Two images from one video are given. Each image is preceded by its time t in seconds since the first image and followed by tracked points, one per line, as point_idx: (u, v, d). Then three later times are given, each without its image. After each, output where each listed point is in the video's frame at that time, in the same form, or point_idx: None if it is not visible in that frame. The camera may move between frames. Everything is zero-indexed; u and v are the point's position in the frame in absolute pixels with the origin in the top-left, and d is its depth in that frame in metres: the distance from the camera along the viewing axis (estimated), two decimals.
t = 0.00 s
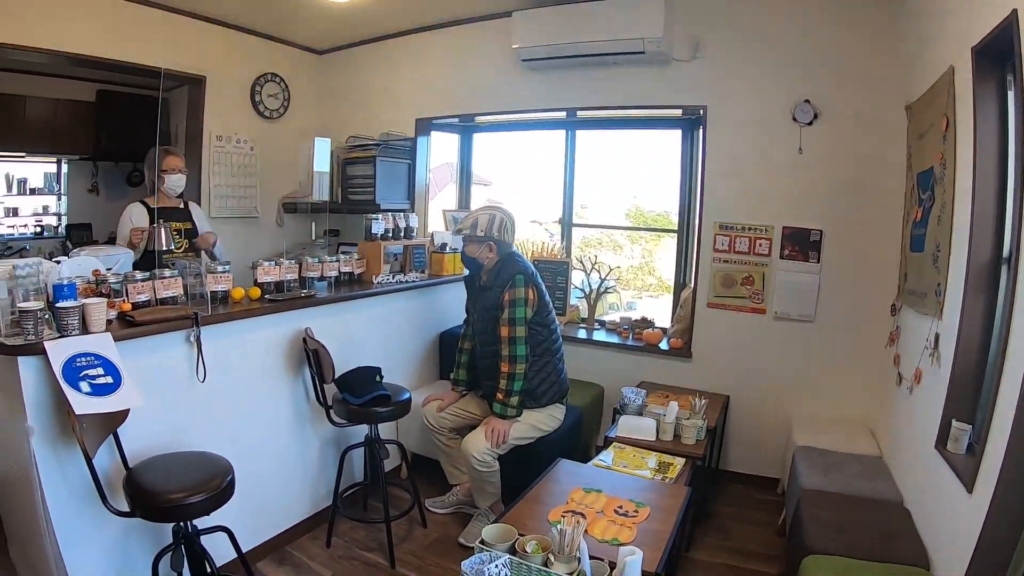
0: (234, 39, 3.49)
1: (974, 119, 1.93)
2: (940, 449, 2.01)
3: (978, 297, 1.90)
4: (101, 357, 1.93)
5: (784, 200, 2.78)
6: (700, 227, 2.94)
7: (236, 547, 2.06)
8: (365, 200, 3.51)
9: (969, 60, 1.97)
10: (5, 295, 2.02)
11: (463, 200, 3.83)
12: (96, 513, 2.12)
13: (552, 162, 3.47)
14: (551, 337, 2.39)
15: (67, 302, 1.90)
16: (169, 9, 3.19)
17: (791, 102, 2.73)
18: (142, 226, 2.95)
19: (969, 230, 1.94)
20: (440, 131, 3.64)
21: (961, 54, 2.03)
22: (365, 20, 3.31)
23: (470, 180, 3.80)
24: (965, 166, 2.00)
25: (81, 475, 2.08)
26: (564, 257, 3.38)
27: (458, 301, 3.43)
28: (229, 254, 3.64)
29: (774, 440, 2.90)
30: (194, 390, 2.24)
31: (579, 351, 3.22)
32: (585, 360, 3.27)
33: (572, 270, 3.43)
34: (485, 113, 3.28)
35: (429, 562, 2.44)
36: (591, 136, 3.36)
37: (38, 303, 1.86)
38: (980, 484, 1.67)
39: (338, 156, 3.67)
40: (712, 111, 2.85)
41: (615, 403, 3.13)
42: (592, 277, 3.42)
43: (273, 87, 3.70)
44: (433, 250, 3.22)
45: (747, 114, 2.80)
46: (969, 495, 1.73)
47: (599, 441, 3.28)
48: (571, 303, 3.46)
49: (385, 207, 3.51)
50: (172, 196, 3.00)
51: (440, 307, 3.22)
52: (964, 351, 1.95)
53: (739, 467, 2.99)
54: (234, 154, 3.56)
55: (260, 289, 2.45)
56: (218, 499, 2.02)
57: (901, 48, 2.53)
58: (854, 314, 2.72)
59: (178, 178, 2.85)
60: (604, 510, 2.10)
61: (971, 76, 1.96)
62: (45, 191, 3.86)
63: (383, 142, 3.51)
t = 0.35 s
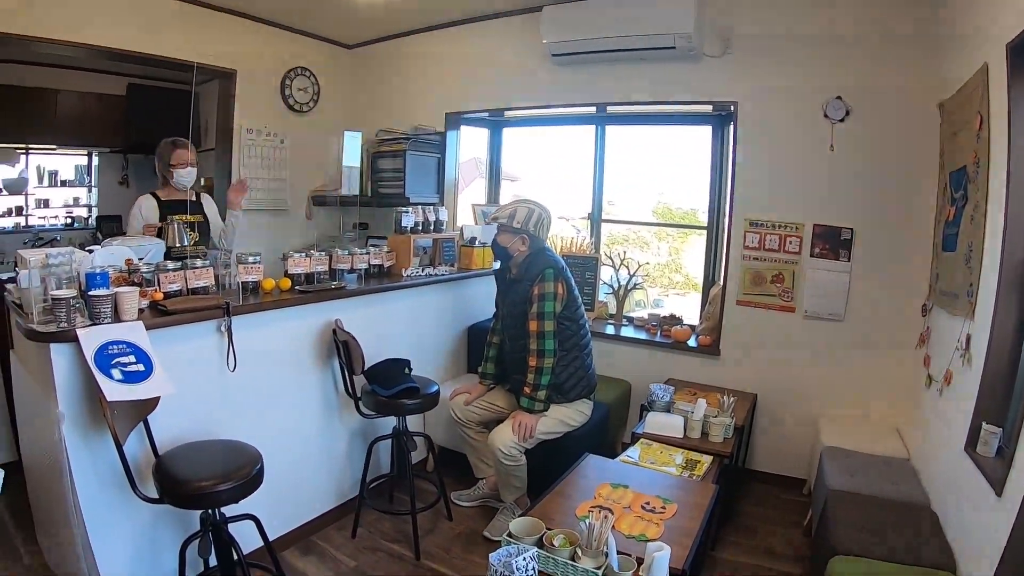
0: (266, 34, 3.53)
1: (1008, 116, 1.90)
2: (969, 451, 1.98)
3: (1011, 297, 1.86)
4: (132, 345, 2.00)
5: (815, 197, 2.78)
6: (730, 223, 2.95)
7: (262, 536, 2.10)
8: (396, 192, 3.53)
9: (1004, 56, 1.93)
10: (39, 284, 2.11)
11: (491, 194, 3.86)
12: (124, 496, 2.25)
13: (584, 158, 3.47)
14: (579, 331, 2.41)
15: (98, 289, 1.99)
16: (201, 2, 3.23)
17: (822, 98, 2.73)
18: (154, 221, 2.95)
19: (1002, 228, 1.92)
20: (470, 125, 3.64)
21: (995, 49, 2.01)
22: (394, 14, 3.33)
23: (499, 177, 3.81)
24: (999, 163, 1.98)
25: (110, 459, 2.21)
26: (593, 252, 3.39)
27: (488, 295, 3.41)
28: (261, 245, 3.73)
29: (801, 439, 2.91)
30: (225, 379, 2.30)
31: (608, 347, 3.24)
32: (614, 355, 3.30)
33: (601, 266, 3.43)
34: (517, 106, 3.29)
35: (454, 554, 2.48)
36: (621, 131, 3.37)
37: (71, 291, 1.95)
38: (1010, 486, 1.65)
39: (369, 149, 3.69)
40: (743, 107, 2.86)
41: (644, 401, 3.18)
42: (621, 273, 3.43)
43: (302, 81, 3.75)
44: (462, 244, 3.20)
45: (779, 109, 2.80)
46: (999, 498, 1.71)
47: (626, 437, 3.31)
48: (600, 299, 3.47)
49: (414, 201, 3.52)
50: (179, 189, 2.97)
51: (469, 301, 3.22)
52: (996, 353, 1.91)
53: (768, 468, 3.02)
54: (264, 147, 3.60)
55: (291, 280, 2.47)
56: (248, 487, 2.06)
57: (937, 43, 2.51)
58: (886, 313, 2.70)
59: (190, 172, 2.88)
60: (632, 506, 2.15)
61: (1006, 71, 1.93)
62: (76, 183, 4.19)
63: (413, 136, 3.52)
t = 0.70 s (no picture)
0: (308, 28, 3.62)
1: None
2: (1007, 456, 1.92)
3: None
4: (170, 332, 2.05)
5: (852, 194, 2.83)
6: (767, 219, 3.00)
7: (296, 524, 2.12)
8: (429, 184, 3.62)
9: None
10: (78, 272, 2.16)
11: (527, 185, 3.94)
12: (159, 483, 2.29)
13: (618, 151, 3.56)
14: (615, 324, 2.60)
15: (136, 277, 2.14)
16: None
17: (862, 93, 2.75)
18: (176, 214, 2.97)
19: None
20: (504, 117, 3.77)
21: None
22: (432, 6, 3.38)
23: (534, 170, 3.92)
24: None
25: (146, 446, 2.25)
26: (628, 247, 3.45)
27: (524, 286, 3.41)
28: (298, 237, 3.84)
29: (834, 437, 2.99)
30: (261, 367, 2.35)
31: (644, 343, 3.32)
32: (649, 350, 3.39)
33: (636, 261, 3.50)
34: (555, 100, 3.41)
35: (485, 545, 2.52)
36: (659, 123, 3.43)
37: (110, 279, 2.01)
38: None
39: (404, 142, 3.80)
40: (782, 100, 2.90)
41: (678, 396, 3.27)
42: (656, 268, 3.49)
43: (338, 75, 3.79)
44: (497, 237, 3.21)
45: (819, 103, 2.84)
46: None
47: (659, 432, 3.39)
48: (635, 294, 3.54)
49: (450, 192, 3.61)
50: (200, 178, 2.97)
51: (506, 294, 3.23)
52: None
53: (800, 467, 3.11)
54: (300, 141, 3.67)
55: (326, 270, 2.51)
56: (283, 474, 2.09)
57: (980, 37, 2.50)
58: (921, 312, 2.74)
59: (207, 160, 2.86)
60: (666, 502, 2.20)
61: None
62: (113, 175, 4.37)
63: (449, 129, 3.63)
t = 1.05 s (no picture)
0: (348, 23, 3.83)
1: None
2: None
3: None
4: (210, 323, 2.09)
5: (891, 190, 2.83)
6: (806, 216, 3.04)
7: (332, 512, 2.15)
8: (468, 177, 3.76)
9: None
10: (119, 263, 2.20)
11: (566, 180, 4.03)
12: (196, 470, 2.33)
13: (656, 145, 3.61)
14: (650, 320, 2.58)
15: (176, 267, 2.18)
16: None
17: (901, 87, 2.75)
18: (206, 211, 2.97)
19: None
20: (542, 112, 3.88)
21: None
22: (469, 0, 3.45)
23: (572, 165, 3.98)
24: None
25: (185, 433, 2.29)
26: (666, 242, 3.51)
27: (561, 282, 3.39)
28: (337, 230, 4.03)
29: (870, 436, 3.00)
30: (299, 358, 2.38)
31: (681, 338, 3.40)
32: (686, 344, 3.45)
33: (674, 256, 3.58)
34: (595, 94, 3.50)
35: (519, 538, 2.53)
36: (698, 117, 3.47)
37: (151, 270, 2.06)
38: None
39: (440, 135, 3.97)
40: (820, 93, 2.93)
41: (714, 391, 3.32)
42: (693, 264, 3.57)
43: (374, 69, 4.01)
44: (535, 230, 3.27)
45: (857, 98, 2.85)
46: None
47: (694, 427, 3.43)
48: (671, 289, 3.62)
49: (487, 187, 3.74)
50: (230, 174, 2.99)
51: (545, 288, 3.25)
52: None
53: (834, 467, 3.13)
54: (338, 133, 3.88)
55: (365, 263, 2.55)
56: (322, 463, 2.12)
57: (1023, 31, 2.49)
58: (961, 310, 2.73)
59: (234, 155, 2.89)
60: (701, 498, 2.19)
61: None
62: (151, 168, 4.71)
63: (486, 123, 3.79)
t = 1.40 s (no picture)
0: (384, 21, 3.95)
1: None
2: None
3: None
4: (249, 317, 2.12)
5: (932, 187, 2.78)
6: (844, 214, 3.01)
7: (366, 505, 2.16)
8: (503, 175, 3.83)
9: None
10: (159, 260, 2.24)
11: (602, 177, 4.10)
12: (233, 462, 2.36)
13: (693, 143, 3.63)
14: (690, 318, 2.61)
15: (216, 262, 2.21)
16: None
17: (941, 82, 2.70)
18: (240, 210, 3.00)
19: None
20: (577, 109, 3.94)
21: None
22: None
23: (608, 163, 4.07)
24: None
25: (222, 426, 2.32)
26: (701, 240, 3.58)
27: (597, 280, 3.39)
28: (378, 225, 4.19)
29: (907, 439, 2.95)
30: (337, 353, 2.41)
31: (715, 335, 3.46)
32: (722, 342, 3.46)
33: (710, 254, 3.61)
34: (630, 91, 3.54)
35: (552, 535, 2.53)
36: (733, 115, 3.49)
37: (191, 266, 2.10)
38: None
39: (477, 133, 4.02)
40: (858, 89, 2.89)
41: (751, 390, 3.32)
42: (729, 262, 3.60)
43: (411, 67, 4.12)
44: (571, 227, 3.24)
45: (895, 94, 2.81)
46: None
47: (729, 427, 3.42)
48: (707, 287, 3.65)
49: (522, 183, 3.83)
50: (263, 175, 3.03)
51: (581, 285, 3.25)
52: None
53: (871, 470, 3.08)
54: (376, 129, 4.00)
55: (403, 259, 2.58)
56: (358, 456, 2.13)
57: None
58: (1002, 310, 2.67)
59: (270, 160, 2.92)
60: (736, 498, 2.17)
61: None
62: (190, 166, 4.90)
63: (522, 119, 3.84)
